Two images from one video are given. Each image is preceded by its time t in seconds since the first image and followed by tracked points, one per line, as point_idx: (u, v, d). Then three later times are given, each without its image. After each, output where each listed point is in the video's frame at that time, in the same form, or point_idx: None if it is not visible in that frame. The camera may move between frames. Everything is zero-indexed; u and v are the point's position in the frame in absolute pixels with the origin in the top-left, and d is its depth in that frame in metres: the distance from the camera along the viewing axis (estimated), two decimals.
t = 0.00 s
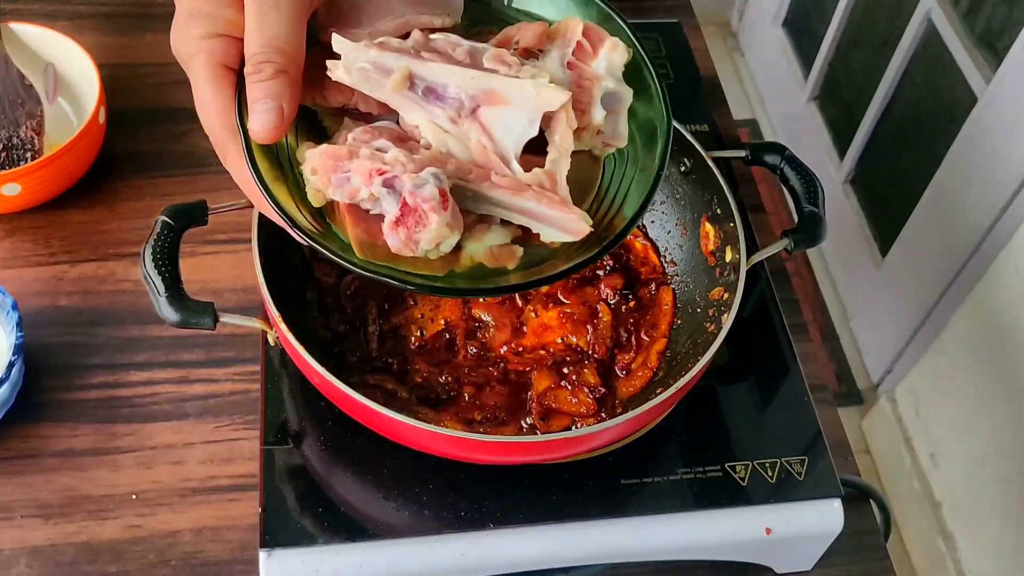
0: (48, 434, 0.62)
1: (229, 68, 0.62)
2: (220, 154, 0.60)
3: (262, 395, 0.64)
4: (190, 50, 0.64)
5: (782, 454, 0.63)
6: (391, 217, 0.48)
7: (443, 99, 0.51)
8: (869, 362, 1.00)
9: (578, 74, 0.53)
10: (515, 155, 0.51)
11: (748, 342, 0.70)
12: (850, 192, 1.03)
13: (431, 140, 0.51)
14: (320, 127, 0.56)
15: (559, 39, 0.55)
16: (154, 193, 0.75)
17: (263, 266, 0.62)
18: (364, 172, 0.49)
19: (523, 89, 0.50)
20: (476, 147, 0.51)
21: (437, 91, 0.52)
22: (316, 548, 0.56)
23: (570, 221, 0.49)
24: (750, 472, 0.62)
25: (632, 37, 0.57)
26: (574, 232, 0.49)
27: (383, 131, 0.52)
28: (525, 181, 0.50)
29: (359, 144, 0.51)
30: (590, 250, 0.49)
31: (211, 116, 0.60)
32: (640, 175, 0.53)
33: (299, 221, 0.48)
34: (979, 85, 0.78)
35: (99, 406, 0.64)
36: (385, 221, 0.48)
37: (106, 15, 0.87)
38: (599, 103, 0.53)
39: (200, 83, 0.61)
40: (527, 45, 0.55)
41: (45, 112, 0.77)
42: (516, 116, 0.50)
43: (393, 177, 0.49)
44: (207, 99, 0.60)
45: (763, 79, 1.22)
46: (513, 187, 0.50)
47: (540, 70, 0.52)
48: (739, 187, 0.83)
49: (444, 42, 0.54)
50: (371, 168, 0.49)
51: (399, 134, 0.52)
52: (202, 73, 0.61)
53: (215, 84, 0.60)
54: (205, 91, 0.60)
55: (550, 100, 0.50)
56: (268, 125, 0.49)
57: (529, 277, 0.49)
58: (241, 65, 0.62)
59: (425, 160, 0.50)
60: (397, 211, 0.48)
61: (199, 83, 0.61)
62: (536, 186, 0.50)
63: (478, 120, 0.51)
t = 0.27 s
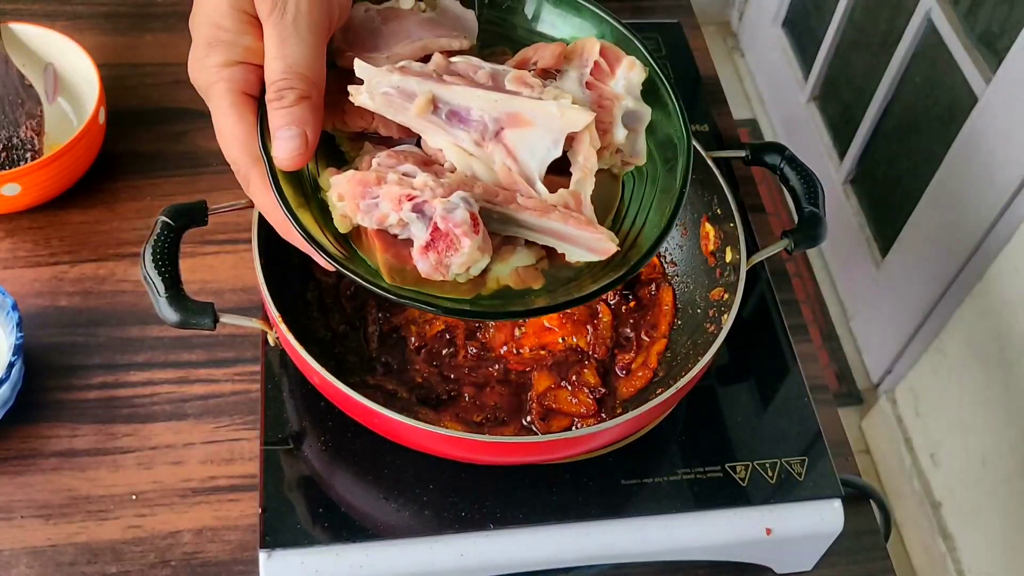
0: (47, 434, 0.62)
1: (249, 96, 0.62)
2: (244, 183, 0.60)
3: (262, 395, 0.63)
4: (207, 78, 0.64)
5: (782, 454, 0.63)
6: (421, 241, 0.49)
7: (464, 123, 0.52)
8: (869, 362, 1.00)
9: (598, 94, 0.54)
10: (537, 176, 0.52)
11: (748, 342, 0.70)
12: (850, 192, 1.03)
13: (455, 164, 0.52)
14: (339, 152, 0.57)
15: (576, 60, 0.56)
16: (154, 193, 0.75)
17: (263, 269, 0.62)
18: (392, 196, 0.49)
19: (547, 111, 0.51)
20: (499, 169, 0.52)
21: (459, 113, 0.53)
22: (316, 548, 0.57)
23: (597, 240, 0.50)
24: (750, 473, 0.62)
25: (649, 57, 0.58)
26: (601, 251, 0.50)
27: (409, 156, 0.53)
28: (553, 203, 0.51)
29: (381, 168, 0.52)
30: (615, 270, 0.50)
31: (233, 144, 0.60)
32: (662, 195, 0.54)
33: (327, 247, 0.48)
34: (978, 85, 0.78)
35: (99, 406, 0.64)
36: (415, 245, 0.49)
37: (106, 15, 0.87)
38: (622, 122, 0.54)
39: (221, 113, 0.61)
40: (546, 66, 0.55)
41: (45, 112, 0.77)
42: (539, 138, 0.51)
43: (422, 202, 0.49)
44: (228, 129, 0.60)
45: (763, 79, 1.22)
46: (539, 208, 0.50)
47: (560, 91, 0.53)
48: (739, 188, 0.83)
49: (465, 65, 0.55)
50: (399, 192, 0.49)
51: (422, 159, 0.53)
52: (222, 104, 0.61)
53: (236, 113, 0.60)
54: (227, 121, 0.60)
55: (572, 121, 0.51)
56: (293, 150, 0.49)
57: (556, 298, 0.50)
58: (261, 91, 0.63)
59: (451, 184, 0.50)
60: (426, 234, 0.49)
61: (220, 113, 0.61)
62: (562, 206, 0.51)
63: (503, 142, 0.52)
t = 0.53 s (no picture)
0: (47, 434, 0.62)
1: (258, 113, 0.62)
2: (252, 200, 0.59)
3: (262, 395, 0.63)
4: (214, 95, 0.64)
5: (782, 454, 0.63)
6: (431, 258, 0.49)
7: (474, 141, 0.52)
8: (869, 362, 1.00)
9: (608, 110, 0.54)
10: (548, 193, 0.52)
11: (748, 342, 0.70)
12: (850, 192, 1.03)
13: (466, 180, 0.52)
14: (346, 168, 0.58)
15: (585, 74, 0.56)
16: (154, 193, 0.75)
17: (263, 270, 0.63)
18: (402, 214, 0.49)
19: (557, 127, 0.51)
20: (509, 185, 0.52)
21: (470, 129, 0.52)
22: (316, 548, 0.57)
23: (607, 256, 0.50)
24: (750, 472, 0.62)
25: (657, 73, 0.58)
26: (612, 266, 0.50)
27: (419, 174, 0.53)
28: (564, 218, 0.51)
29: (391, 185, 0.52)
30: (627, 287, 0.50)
31: (242, 161, 0.59)
32: (671, 211, 0.54)
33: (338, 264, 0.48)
34: (978, 85, 0.78)
35: (99, 406, 0.64)
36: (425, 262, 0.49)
37: (106, 15, 0.87)
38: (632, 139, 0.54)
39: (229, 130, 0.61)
40: (555, 82, 0.56)
41: (45, 112, 0.77)
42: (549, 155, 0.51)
43: (433, 218, 0.49)
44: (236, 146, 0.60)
45: (762, 79, 1.22)
46: (549, 224, 0.50)
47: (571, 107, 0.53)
48: (739, 188, 0.83)
49: (475, 82, 0.55)
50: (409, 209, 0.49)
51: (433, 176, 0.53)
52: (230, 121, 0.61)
53: (243, 128, 0.60)
54: (235, 137, 0.60)
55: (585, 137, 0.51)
56: (303, 166, 0.49)
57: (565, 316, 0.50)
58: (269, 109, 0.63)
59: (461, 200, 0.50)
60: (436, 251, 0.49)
61: (228, 129, 0.61)
62: (572, 222, 0.51)
63: (513, 159, 0.52)
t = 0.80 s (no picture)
0: (47, 434, 0.62)
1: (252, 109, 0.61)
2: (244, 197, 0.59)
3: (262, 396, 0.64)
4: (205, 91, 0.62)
5: (782, 454, 0.63)
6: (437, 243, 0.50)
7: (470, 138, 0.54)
8: (869, 362, 1.00)
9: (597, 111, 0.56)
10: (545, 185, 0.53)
11: (748, 342, 0.70)
12: (849, 192, 1.03)
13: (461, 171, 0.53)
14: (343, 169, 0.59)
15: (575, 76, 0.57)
16: (154, 193, 0.75)
17: (263, 269, 0.62)
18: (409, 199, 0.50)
19: (552, 122, 0.53)
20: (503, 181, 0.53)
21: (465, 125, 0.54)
22: (316, 548, 0.57)
23: (602, 246, 0.51)
24: (750, 473, 0.62)
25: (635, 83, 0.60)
26: (604, 257, 0.51)
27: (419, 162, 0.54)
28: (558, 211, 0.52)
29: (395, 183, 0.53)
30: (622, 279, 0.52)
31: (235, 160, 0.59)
32: (658, 211, 0.56)
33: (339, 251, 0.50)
34: (978, 85, 0.78)
35: (99, 406, 0.64)
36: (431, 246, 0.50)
37: (106, 15, 0.87)
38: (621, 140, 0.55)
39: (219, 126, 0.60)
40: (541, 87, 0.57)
41: (45, 112, 0.77)
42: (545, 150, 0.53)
43: (438, 203, 0.50)
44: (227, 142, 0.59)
45: (762, 79, 1.23)
46: (546, 216, 0.52)
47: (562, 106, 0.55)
48: (738, 187, 0.84)
49: (469, 81, 0.56)
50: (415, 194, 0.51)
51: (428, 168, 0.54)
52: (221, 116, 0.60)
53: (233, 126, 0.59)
54: (228, 136, 0.59)
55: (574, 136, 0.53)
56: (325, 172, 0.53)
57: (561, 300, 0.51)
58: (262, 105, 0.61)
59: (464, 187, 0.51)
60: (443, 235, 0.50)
61: (220, 127, 0.60)
62: (568, 214, 0.52)
63: (508, 152, 0.53)
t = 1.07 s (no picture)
0: (48, 434, 0.62)
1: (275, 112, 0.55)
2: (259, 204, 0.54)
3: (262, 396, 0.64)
4: (218, 81, 0.56)
5: (782, 454, 0.63)
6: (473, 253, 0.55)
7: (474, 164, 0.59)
8: (869, 362, 1.00)
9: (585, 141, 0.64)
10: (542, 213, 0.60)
11: (748, 342, 0.70)
12: (850, 192, 1.02)
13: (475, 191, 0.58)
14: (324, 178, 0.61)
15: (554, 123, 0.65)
16: (155, 193, 0.75)
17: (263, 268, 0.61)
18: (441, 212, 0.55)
19: (545, 157, 0.60)
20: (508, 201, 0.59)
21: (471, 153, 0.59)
22: (316, 548, 0.56)
23: (587, 270, 0.59)
24: (750, 473, 0.62)
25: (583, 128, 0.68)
26: (587, 279, 0.59)
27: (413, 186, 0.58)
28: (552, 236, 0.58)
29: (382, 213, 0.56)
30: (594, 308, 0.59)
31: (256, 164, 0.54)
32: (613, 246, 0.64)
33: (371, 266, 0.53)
34: (978, 85, 0.78)
35: (100, 406, 0.64)
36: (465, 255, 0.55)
37: (106, 15, 0.88)
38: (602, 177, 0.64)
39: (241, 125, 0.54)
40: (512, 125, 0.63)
41: (46, 112, 0.77)
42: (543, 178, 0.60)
43: (470, 219, 0.55)
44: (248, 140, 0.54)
45: (762, 79, 1.23)
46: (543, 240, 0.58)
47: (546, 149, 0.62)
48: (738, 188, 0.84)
49: (467, 112, 0.62)
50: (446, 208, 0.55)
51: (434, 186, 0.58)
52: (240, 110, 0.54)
53: (257, 124, 0.53)
54: (249, 136, 0.54)
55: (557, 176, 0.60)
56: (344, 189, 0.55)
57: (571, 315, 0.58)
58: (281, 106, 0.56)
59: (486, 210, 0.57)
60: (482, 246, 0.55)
61: (241, 127, 0.54)
62: (557, 239, 0.60)
63: (507, 180, 0.59)
